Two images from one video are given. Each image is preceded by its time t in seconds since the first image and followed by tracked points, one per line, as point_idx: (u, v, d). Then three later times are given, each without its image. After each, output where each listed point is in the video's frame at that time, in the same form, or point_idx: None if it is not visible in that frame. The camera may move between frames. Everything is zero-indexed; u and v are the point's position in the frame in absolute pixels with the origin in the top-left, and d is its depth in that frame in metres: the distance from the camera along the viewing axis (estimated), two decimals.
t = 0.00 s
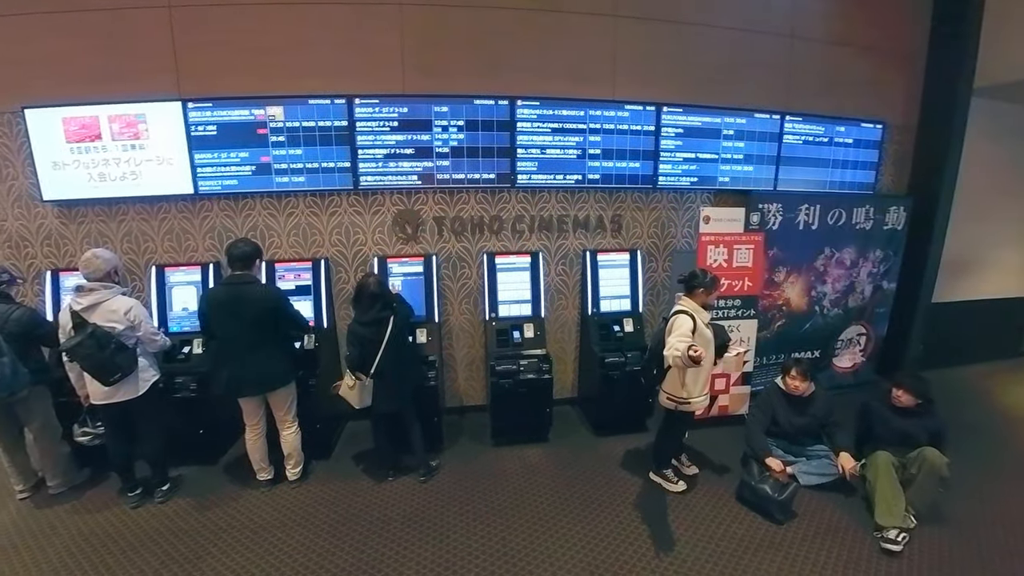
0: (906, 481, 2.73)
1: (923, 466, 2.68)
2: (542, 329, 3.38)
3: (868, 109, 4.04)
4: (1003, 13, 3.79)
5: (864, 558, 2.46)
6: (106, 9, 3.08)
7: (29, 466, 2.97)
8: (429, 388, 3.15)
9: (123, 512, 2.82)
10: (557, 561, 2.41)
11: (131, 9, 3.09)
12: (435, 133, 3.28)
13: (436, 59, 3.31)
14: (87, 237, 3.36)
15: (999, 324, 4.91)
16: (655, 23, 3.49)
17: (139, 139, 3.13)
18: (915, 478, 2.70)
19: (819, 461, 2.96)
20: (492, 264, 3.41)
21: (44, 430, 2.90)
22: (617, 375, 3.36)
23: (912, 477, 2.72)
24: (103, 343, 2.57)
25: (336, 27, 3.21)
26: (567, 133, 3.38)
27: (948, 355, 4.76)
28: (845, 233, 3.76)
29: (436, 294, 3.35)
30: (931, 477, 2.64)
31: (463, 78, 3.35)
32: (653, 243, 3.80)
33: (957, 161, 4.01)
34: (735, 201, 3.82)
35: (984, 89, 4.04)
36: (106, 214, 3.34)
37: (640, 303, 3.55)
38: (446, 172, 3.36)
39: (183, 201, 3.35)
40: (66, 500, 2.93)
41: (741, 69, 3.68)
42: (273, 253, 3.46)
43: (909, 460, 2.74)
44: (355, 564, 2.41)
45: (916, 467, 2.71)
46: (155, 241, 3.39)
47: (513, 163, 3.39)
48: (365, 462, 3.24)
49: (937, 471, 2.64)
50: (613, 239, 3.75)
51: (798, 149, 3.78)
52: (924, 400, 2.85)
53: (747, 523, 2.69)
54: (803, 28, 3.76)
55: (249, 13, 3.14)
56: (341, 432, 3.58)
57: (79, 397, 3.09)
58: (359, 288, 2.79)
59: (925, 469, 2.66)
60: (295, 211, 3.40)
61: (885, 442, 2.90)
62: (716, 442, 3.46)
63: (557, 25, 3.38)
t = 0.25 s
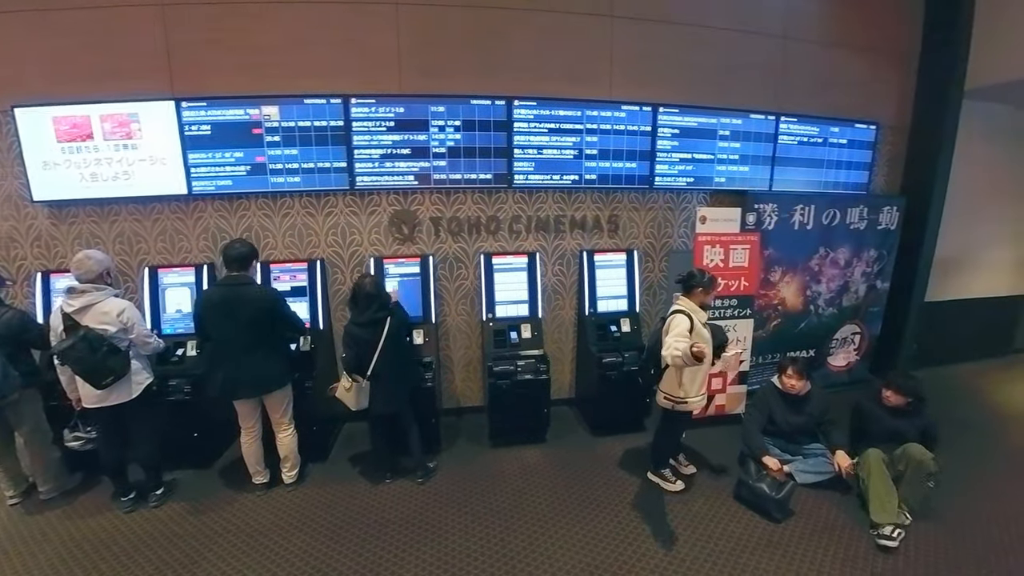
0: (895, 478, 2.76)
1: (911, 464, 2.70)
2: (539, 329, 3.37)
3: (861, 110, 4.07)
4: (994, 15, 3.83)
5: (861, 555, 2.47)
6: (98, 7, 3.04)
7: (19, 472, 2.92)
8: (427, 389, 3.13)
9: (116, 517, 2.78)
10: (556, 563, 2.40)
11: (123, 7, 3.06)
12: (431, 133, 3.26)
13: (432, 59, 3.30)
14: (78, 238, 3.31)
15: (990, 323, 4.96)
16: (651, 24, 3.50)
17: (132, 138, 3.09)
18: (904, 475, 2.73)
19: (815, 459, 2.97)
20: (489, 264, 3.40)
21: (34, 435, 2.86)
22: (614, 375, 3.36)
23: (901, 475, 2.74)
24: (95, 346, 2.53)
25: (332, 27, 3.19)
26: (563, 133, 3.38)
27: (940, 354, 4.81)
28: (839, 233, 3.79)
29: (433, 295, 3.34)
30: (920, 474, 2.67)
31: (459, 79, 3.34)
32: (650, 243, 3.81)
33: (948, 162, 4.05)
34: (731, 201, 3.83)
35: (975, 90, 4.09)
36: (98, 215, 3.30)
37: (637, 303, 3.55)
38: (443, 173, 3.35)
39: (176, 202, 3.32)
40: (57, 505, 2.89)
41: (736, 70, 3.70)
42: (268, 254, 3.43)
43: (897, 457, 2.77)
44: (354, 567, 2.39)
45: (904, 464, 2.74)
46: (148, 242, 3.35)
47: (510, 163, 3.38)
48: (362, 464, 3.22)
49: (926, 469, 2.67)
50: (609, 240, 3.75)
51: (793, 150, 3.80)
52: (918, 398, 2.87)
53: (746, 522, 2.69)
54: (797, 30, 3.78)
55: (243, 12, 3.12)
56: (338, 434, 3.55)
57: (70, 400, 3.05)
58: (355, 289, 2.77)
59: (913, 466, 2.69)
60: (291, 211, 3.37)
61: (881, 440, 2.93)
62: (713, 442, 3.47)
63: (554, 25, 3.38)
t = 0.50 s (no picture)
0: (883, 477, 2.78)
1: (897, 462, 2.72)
2: (536, 330, 3.37)
3: (854, 111, 4.11)
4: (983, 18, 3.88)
5: (857, 552, 2.49)
6: (88, 5, 3.00)
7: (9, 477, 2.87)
8: (423, 391, 3.12)
9: (109, 522, 2.74)
10: (555, 564, 2.39)
11: (115, 6, 3.02)
12: (427, 133, 3.25)
13: (428, 59, 3.29)
14: (69, 239, 3.26)
15: (981, 321, 5.02)
16: (646, 25, 3.51)
17: (123, 138, 3.05)
18: (893, 474, 2.74)
19: (811, 458, 2.99)
20: (486, 265, 3.39)
21: (24, 439, 2.82)
22: (611, 376, 3.36)
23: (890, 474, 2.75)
24: (86, 349, 2.50)
25: (327, 26, 3.17)
26: (560, 133, 3.38)
27: (932, 352, 4.86)
28: (833, 234, 3.81)
29: (430, 296, 3.32)
30: (908, 472, 2.69)
31: (455, 79, 3.33)
32: (646, 244, 3.82)
33: (940, 162, 4.09)
34: (726, 202, 3.85)
35: (965, 92, 4.13)
36: (89, 216, 3.25)
37: (634, 303, 3.56)
38: (439, 173, 3.33)
39: (170, 203, 3.28)
40: (48, 511, 2.84)
41: (731, 71, 3.72)
42: (262, 255, 3.40)
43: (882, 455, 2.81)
44: (351, 570, 2.37)
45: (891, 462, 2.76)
46: (141, 243, 3.31)
47: (507, 164, 3.37)
48: (358, 467, 3.20)
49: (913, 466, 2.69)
50: (606, 240, 3.75)
51: (787, 150, 3.83)
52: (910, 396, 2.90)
53: (743, 521, 2.70)
54: (791, 31, 3.81)
55: (237, 11, 3.09)
56: (333, 436, 3.53)
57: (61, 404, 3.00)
58: (350, 291, 2.76)
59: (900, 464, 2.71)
60: (285, 212, 3.35)
61: (875, 438, 2.95)
62: (709, 441, 3.48)
63: (550, 26, 3.38)
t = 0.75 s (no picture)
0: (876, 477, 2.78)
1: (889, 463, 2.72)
2: (533, 331, 3.36)
3: (848, 112, 4.13)
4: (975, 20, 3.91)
5: (855, 551, 2.50)
6: (80, 3, 2.97)
7: None
8: (420, 392, 3.10)
9: (101, 527, 2.70)
10: (554, 565, 2.38)
11: (107, 5, 2.99)
12: (423, 133, 3.24)
13: (424, 59, 3.27)
14: (60, 240, 3.23)
15: (974, 320, 5.06)
16: (642, 26, 3.51)
17: (116, 138, 3.02)
18: (885, 474, 2.73)
19: (808, 457, 2.99)
20: (482, 266, 3.38)
21: (15, 444, 2.78)
22: (609, 376, 3.36)
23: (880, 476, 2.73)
24: (78, 352, 2.46)
25: (322, 25, 3.15)
26: (556, 134, 3.38)
27: (925, 351, 4.89)
28: (828, 233, 3.83)
29: (426, 296, 3.31)
30: (899, 471, 2.69)
31: (451, 79, 3.32)
32: (642, 244, 3.82)
33: (933, 162, 4.12)
34: (722, 202, 3.86)
35: (958, 93, 4.16)
36: (81, 216, 3.22)
37: (631, 303, 3.56)
38: (435, 173, 3.32)
39: (163, 203, 3.25)
40: (39, 515, 2.81)
41: (727, 71, 3.73)
42: (257, 255, 3.37)
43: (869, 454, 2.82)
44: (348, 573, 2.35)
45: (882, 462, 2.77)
46: (133, 244, 3.28)
47: (503, 164, 3.36)
48: (355, 469, 3.17)
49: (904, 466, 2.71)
50: (602, 241, 3.75)
51: (783, 151, 3.84)
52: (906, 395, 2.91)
53: (741, 520, 2.71)
54: (786, 32, 3.82)
55: (231, 10, 3.06)
56: (329, 438, 3.51)
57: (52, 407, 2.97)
58: (346, 292, 2.74)
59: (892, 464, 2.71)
60: (281, 212, 3.32)
61: (871, 437, 2.96)
62: (707, 441, 3.48)
63: (546, 26, 3.38)
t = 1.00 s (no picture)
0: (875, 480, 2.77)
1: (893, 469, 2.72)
2: (533, 331, 3.35)
3: (847, 112, 4.14)
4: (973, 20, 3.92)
5: (855, 551, 2.49)
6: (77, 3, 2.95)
7: None
8: (419, 393, 3.09)
9: (98, 529, 2.69)
10: (554, 565, 2.38)
11: (104, 4, 2.97)
12: (422, 133, 3.23)
13: (423, 59, 3.27)
14: (57, 241, 3.21)
15: (971, 320, 5.07)
16: (641, 26, 3.51)
17: (113, 138, 3.00)
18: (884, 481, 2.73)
19: (808, 457, 2.98)
20: (482, 266, 3.38)
21: (11, 446, 2.76)
22: (608, 376, 3.35)
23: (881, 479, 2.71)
24: (75, 353, 2.45)
25: (320, 25, 3.14)
26: (555, 134, 3.37)
27: (923, 351, 4.90)
28: (827, 234, 3.83)
29: (426, 297, 3.30)
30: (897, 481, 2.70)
31: (450, 79, 3.31)
32: (642, 244, 3.82)
33: (931, 162, 4.13)
34: (721, 202, 3.86)
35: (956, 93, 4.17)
36: (78, 217, 3.20)
37: (630, 304, 3.56)
38: (434, 173, 3.31)
39: (161, 204, 3.23)
40: (36, 517, 2.79)
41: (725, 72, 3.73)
42: (255, 256, 3.36)
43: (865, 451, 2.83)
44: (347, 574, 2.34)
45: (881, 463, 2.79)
46: (131, 244, 3.26)
47: (502, 164, 3.36)
48: (354, 470, 3.16)
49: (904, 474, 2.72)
50: (602, 241, 3.75)
51: (781, 151, 3.84)
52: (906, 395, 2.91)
53: (741, 521, 2.70)
54: (784, 32, 3.83)
55: (229, 10, 3.05)
56: (328, 440, 3.49)
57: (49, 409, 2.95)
58: (343, 295, 2.74)
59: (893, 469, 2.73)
60: (279, 213, 3.31)
61: (871, 437, 2.96)
62: (706, 442, 3.47)
63: (545, 26, 3.37)
